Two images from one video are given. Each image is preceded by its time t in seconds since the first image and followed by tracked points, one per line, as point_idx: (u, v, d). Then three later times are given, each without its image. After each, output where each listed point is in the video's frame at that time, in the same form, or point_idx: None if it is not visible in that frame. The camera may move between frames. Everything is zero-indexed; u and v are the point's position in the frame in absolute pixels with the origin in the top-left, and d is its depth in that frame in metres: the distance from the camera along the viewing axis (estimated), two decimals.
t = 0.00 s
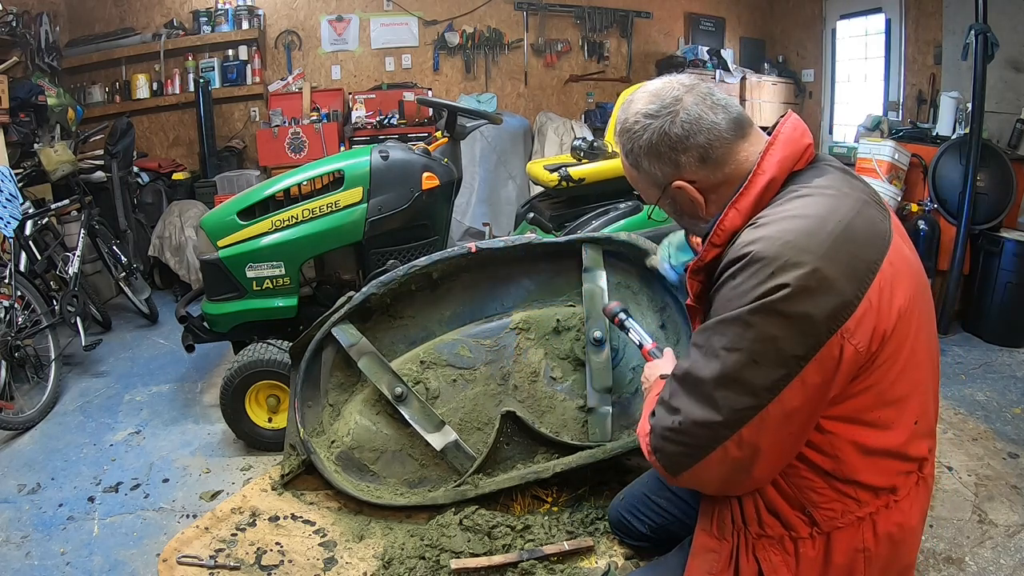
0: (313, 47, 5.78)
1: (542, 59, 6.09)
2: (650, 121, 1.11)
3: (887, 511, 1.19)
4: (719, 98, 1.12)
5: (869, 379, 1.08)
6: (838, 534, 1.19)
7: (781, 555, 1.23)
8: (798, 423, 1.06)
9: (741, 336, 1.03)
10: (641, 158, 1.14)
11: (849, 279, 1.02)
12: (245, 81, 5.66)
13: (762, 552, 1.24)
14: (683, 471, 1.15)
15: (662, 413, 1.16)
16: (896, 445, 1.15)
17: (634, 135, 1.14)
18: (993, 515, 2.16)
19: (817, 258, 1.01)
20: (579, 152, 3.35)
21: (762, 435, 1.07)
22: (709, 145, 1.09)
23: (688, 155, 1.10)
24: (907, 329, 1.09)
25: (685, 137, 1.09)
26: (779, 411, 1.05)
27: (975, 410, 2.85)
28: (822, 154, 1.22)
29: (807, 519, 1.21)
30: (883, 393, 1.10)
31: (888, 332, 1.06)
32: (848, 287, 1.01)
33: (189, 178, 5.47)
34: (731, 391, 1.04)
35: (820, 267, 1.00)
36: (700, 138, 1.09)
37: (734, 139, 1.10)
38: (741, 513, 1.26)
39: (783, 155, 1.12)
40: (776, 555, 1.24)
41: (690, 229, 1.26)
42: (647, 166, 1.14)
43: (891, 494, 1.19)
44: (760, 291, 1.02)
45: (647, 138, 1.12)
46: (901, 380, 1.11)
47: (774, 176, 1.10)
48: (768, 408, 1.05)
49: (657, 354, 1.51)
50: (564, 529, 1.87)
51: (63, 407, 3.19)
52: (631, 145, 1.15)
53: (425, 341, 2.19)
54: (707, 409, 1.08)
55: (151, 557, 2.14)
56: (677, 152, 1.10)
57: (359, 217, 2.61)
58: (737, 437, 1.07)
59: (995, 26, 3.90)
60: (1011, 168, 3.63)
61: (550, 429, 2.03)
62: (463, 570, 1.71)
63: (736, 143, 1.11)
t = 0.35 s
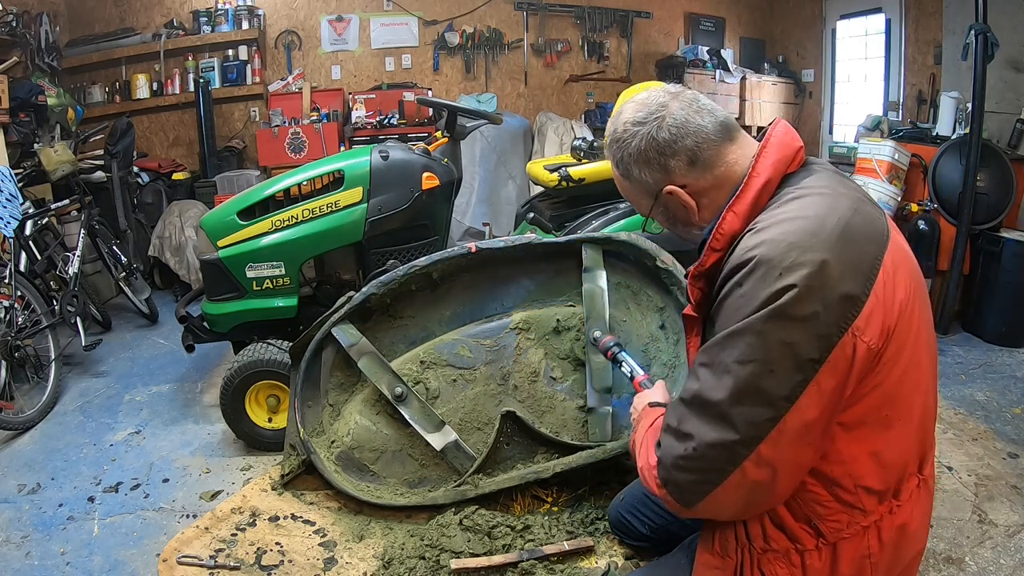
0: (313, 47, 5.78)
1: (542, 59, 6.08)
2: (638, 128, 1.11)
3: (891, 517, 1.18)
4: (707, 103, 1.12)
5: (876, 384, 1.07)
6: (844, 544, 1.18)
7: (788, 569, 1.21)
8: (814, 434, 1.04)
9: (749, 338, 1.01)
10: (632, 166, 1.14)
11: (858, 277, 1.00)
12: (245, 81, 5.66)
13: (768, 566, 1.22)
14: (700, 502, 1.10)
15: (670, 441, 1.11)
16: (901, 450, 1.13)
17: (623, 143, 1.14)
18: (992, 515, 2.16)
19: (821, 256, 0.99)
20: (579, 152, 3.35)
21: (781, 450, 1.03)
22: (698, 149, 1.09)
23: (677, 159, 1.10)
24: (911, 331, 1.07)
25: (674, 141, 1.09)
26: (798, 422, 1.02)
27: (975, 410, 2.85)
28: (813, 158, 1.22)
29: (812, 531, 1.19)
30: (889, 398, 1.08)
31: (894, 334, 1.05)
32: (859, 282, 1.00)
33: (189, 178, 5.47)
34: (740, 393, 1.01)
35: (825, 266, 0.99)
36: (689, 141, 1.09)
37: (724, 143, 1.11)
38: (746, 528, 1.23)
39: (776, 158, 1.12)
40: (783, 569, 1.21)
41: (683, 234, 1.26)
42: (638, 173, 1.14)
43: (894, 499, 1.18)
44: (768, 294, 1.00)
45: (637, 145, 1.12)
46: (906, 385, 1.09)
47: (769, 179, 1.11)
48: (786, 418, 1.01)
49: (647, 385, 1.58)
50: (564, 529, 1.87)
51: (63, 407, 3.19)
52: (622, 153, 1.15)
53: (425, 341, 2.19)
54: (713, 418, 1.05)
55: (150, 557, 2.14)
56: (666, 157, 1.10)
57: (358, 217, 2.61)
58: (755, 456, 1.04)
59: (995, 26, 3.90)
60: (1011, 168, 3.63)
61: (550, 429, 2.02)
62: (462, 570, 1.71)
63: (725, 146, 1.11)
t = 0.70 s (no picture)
0: (313, 47, 5.78)
1: (542, 59, 6.09)
2: (648, 118, 1.12)
3: (896, 516, 1.18)
4: (716, 98, 1.13)
5: (887, 383, 1.06)
6: (851, 545, 1.17)
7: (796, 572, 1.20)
8: (836, 432, 1.03)
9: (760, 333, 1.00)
10: (639, 156, 1.14)
11: (876, 264, 1.00)
12: (245, 81, 5.66)
13: (775, 569, 1.20)
14: (734, 523, 1.07)
15: (697, 459, 1.08)
16: (909, 448, 1.13)
17: (631, 133, 1.14)
18: (992, 515, 2.16)
19: (838, 246, 0.99)
20: (579, 152, 3.35)
21: (815, 451, 1.02)
22: (705, 141, 1.10)
23: (684, 151, 1.10)
24: (920, 327, 1.08)
25: (682, 133, 1.09)
26: (829, 420, 1.00)
27: (974, 410, 2.85)
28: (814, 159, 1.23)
29: (820, 533, 1.17)
30: (901, 396, 1.08)
31: (906, 328, 1.05)
32: (880, 267, 1.01)
33: (189, 178, 5.47)
34: (777, 393, 0.99)
35: (842, 256, 0.99)
36: (698, 133, 1.09)
37: (730, 137, 1.11)
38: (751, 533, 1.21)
39: (783, 153, 1.12)
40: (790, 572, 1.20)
41: (685, 229, 1.25)
42: (645, 164, 1.14)
43: (898, 498, 1.18)
44: (785, 282, 0.99)
45: (646, 135, 1.12)
46: (916, 383, 1.09)
47: (775, 173, 1.10)
48: (820, 414, 1.00)
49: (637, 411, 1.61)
50: (564, 529, 1.87)
51: (63, 407, 3.19)
52: (630, 144, 1.14)
53: (425, 341, 2.19)
54: (743, 422, 1.02)
55: (150, 557, 2.13)
56: (674, 148, 1.10)
57: (359, 217, 2.61)
58: (790, 460, 1.01)
59: (995, 26, 3.90)
60: (1011, 168, 3.63)
61: (550, 429, 2.02)
62: (462, 570, 1.71)
63: (731, 141, 1.11)
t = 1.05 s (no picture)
0: (313, 47, 5.78)
1: (542, 59, 6.09)
2: (644, 129, 1.11)
3: (893, 522, 1.18)
4: (714, 106, 1.11)
5: (887, 392, 1.06)
6: (849, 550, 1.17)
7: None
8: (837, 451, 1.04)
9: (758, 355, 1.00)
10: (636, 165, 1.14)
11: (874, 282, 1.00)
12: (245, 81, 5.66)
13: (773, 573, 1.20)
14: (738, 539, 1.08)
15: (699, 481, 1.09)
16: (907, 454, 1.13)
17: (628, 141, 1.13)
18: (992, 515, 2.16)
19: (833, 264, 0.99)
20: (579, 152, 3.35)
21: (817, 469, 1.03)
22: (703, 154, 1.09)
23: (681, 163, 1.10)
24: (920, 335, 1.08)
25: (679, 145, 1.09)
26: (830, 440, 1.01)
27: (975, 410, 2.85)
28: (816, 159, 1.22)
29: (818, 538, 1.17)
30: (901, 404, 1.07)
31: (905, 338, 1.05)
32: (878, 286, 1.00)
33: (189, 178, 5.47)
34: (776, 416, 0.99)
35: (838, 275, 0.98)
36: (695, 145, 1.09)
37: (729, 147, 1.10)
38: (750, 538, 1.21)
39: (781, 161, 1.11)
40: None
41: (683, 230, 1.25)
42: (642, 173, 1.14)
43: (896, 504, 1.17)
44: (778, 301, 0.99)
45: (642, 145, 1.11)
46: (914, 389, 1.09)
47: (773, 182, 1.10)
48: (822, 431, 1.00)
49: (639, 414, 1.57)
50: (564, 529, 1.87)
51: (63, 408, 3.19)
52: (626, 152, 1.14)
53: (425, 341, 2.19)
54: (741, 442, 1.03)
55: (150, 557, 2.14)
56: (671, 159, 1.10)
57: (358, 217, 2.61)
58: (795, 481, 1.02)
59: (995, 26, 3.90)
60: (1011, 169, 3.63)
61: (549, 429, 2.03)
62: (463, 570, 1.71)
63: (730, 150, 1.11)
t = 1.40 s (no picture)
0: (313, 47, 5.78)
1: (542, 59, 6.09)
2: (647, 126, 1.11)
3: (892, 524, 1.18)
4: (719, 104, 1.11)
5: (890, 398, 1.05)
6: (848, 551, 1.17)
7: None
8: (841, 460, 1.04)
9: (762, 369, 1.00)
10: (638, 162, 1.14)
11: (881, 294, 1.00)
12: (245, 81, 5.66)
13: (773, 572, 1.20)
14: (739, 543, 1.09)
15: (703, 486, 1.09)
16: (908, 458, 1.13)
17: (630, 138, 1.13)
18: (992, 515, 2.16)
19: (841, 277, 0.98)
20: (579, 152, 3.35)
21: (820, 478, 1.03)
22: (707, 153, 1.09)
23: (684, 161, 1.10)
24: (922, 340, 1.07)
25: (683, 143, 1.09)
26: (833, 448, 1.02)
27: (975, 410, 2.85)
28: (822, 160, 1.21)
29: (818, 539, 1.17)
30: (903, 407, 1.07)
31: (909, 345, 1.04)
32: (885, 299, 1.00)
33: (189, 178, 5.47)
34: (780, 427, 0.99)
35: (847, 288, 0.98)
36: (699, 143, 1.09)
37: (734, 145, 1.10)
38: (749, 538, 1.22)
39: (787, 165, 1.10)
40: None
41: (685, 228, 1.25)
42: (644, 170, 1.14)
43: (896, 506, 1.17)
44: (784, 315, 0.99)
45: (645, 142, 1.11)
46: (915, 394, 1.08)
47: (780, 188, 1.09)
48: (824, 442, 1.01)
49: (642, 405, 1.57)
50: (564, 529, 1.87)
51: (63, 407, 3.19)
52: (629, 150, 1.14)
53: (425, 341, 2.19)
54: (743, 452, 1.03)
55: (150, 557, 2.13)
56: (674, 157, 1.10)
57: (358, 217, 2.61)
58: (795, 490, 1.02)
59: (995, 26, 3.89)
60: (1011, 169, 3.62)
61: (550, 429, 2.03)
62: (462, 570, 1.71)
63: (734, 149, 1.11)
